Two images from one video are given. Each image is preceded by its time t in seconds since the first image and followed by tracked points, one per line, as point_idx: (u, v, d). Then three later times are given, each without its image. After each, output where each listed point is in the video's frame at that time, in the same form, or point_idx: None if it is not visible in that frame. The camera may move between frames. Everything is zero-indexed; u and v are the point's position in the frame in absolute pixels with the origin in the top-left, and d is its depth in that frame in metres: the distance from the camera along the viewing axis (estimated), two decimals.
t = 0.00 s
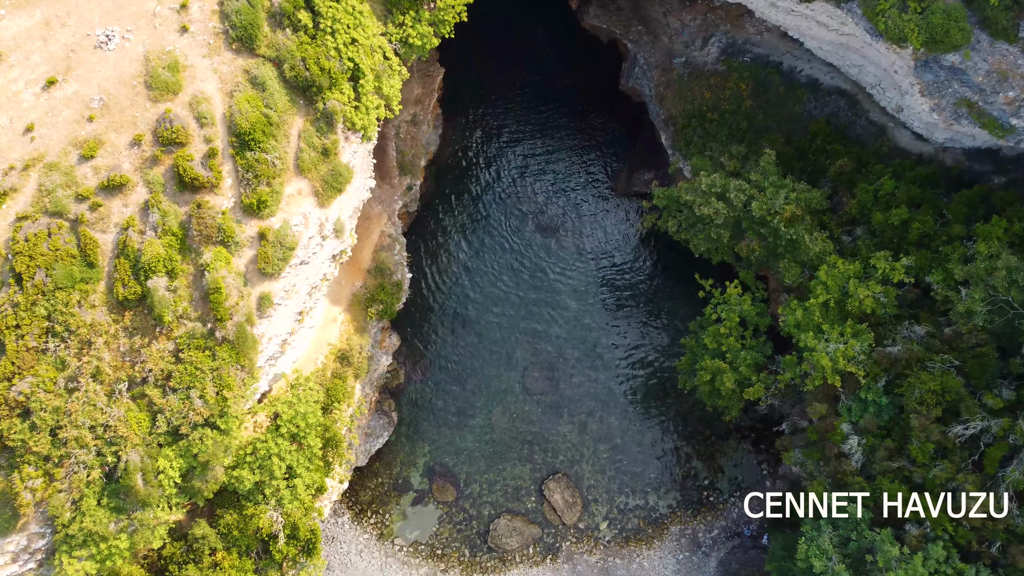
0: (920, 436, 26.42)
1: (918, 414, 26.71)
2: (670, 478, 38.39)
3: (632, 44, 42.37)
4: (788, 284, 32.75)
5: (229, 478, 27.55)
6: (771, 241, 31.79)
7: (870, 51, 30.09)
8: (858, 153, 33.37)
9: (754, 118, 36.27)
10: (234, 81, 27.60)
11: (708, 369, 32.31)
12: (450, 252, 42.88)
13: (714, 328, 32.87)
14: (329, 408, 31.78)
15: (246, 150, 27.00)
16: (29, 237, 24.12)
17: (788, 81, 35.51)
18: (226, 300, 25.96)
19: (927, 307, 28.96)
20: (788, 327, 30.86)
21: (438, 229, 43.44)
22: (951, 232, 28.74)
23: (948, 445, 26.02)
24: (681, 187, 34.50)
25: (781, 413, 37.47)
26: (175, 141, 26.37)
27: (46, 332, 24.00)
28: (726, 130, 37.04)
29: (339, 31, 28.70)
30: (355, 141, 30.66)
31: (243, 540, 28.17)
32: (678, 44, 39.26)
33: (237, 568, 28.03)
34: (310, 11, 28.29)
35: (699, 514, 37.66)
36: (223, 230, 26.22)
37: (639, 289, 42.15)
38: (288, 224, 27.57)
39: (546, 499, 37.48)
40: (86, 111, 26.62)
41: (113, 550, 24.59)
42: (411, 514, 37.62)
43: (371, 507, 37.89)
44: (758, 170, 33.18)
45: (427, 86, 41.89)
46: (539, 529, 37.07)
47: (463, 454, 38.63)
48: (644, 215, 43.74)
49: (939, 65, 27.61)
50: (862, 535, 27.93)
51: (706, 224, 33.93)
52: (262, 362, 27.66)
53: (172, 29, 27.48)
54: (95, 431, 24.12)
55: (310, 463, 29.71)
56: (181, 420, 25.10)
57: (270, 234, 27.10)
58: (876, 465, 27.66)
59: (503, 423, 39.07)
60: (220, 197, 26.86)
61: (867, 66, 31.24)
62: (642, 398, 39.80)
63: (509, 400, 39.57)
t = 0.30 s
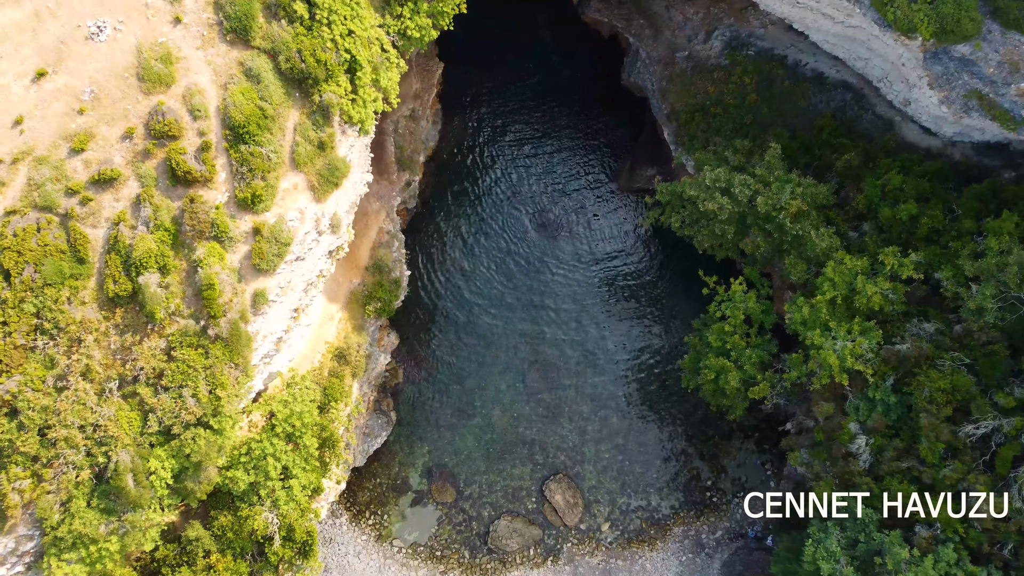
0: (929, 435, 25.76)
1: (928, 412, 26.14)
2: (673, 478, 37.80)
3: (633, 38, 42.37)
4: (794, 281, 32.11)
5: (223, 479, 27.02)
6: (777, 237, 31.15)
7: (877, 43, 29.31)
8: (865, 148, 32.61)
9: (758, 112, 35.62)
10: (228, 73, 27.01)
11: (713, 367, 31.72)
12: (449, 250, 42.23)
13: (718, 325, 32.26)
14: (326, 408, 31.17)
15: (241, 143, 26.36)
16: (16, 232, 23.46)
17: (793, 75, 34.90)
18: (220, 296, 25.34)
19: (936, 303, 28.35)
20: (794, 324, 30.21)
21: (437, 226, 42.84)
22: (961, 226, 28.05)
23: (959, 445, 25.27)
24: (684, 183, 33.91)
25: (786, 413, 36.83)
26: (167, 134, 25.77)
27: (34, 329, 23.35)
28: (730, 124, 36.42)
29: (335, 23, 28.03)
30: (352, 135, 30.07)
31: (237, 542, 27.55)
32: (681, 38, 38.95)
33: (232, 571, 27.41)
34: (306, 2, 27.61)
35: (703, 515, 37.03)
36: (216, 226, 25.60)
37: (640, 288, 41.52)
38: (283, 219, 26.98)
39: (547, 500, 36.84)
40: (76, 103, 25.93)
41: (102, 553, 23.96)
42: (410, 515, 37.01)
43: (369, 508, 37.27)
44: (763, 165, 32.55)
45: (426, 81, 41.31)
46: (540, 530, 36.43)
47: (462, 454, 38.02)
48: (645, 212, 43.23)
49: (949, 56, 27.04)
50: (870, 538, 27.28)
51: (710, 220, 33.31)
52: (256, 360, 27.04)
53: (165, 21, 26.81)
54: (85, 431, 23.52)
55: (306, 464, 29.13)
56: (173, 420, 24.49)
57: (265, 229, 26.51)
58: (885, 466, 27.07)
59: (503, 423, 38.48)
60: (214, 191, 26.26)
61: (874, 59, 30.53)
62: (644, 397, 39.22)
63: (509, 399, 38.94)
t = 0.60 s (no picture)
0: (940, 435, 25.13)
1: (938, 411, 25.50)
2: (675, 479, 37.17)
3: (635, 32, 41.83)
4: (799, 277, 31.43)
5: (216, 480, 26.34)
6: (782, 232, 30.53)
7: (884, 35, 28.68)
8: (872, 142, 31.98)
9: (763, 105, 34.99)
10: (222, 65, 26.38)
11: (717, 365, 31.17)
12: (447, 247, 41.59)
13: (723, 323, 31.61)
14: (322, 407, 30.56)
15: (234, 136, 25.75)
16: (3, 226, 22.76)
17: (798, 69, 34.22)
18: (213, 293, 24.72)
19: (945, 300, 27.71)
20: (800, 321, 29.60)
21: (436, 222, 42.21)
22: (972, 221, 27.36)
23: (969, 445, 24.68)
24: (688, 177, 33.26)
25: (792, 412, 36.19)
26: (159, 126, 25.13)
27: (22, 326, 22.58)
28: (734, 118, 35.80)
29: (332, 13, 27.26)
30: (348, 128, 29.43)
31: (231, 545, 26.90)
32: (684, 32, 38.01)
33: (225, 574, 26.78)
34: None
35: (706, 516, 36.41)
36: (209, 220, 24.95)
37: (642, 285, 40.89)
38: (278, 214, 26.36)
39: (547, 501, 36.21)
40: (66, 95, 25.23)
41: (91, 556, 23.31)
42: (409, 517, 36.36)
43: (366, 509, 36.61)
44: (768, 159, 31.88)
45: (424, 75, 40.66)
46: (540, 532, 35.78)
47: (462, 454, 37.39)
48: (647, 208, 42.60)
49: (960, 47, 26.35)
50: (878, 540, 26.59)
51: (714, 215, 32.68)
52: (251, 357, 26.38)
53: (157, 11, 26.15)
54: (73, 431, 22.86)
55: (302, 464, 28.51)
56: (164, 419, 23.84)
57: (259, 223, 25.86)
58: (894, 466, 26.44)
59: (503, 422, 37.85)
60: (206, 185, 25.64)
61: (880, 51, 29.88)
62: (646, 396, 38.60)
63: (509, 398, 38.32)
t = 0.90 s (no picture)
0: (951, 435, 24.49)
1: (948, 410, 24.83)
2: (678, 480, 36.53)
3: (637, 25, 41.17)
4: (805, 274, 30.79)
5: (209, 481, 25.72)
6: (788, 228, 29.91)
7: (891, 27, 28.05)
8: (878, 136, 31.29)
9: (768, 99, 34.32)
10: (215, 55, 25.72)
11: (722, 364, 30.56)
12: (446, 244, 41.00)
13: (727, 320, 30.98)
14: (318, 406, 29.96)
15: (227, 128, 25.10)
16: None
17: (803, 62, 33.52)
18: (205, 289, 24.07)
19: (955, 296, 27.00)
20: (806, 318, 28.98)
21: (435, 218, 41.57)
22: (982, 216, 26.61)
23: (981, 445, 24.07)
24: (691, 171, 32.63)
25: (797, 412, 35.51)
26: (150, 118, 24.50)
27: (7, 322, 22.02)
28: (738, 112, 35.15)
29: (327, 3, 26.58)
30: (344, 120, 28.78)
31: (224, 548, 26.27)
32: (686, 25, 37.29)
33: None
34: None
35: (709, 517, 35.78)
36: (201, 214, 24.33)
37: (644, 283, 40.26)
38: (272, 208, 25.71)
39: (548, 502, 35.57)
40: (55, 86, 24.54)
41: (79, 560, 22.66)
42: (407, 518, 35.73)
43: (364, 510, 35.99)
44: (773, 153, 31.24)
45: (423, 69, 40.02)
46: (541, 533, 35.14)
47: (461, 454, 36.76)
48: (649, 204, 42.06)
49: (970, 37, 25.52)
50: (888, 542, 25.90)
51: (718, 211, 32.05)
52: (244, 355, 25.70)
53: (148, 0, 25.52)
54: (61, 431, 22.23)
55: (297, 464, 27.90)
56: (154, 419, 23.20)
57: (252, 218, 25.23)
58: (903, 467, 25.79)
59: (503, 422, 37.23)
60: (199, 179, 25.01)
61: (887, 43, 29.24)
62: (648, 395, 37.98)
63: (509, 398, 37.69)
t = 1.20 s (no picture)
0: (962, 434, 23.82)
1: (960, 409, 24.16)
2: (681, 480, 35.89)
3: (639, 18, 40.49)
4: (812, 269, 30.13)
5: (201, 482, 25.08)
6: (793, 222, 29.31)
7: (899, 19, 27.51)
8: (887, 128, 30.50)
9: (772, 92, 33.65)
10: (207, 46, 25.08)
11: (726, 362, 29.94)
12: (446, 241, 40.36)
13: (731, 317, 30.35)
14: (314, 405, 29.31)
15: (220, 120, 24.50)
16: None
17: (809, 54, 32.84)
18: (196, 284, 23.44)
19: (965, 292, 26.34)
20: (813, 315, 28.36)
21: (434, 214, 40.90)
22: (994, 210, 25.87)
23: (993, 444, 23.41)
24: (695, 165, 32.01)
25: (804, 411, 34.82)
26: (140, 110, 23.89)
27: None
28: (742, 105, 34.51)
29: None
30: (340, 112, 28.06)
31: (217, 550, 25.66)
32: (689, 18, 36.83)
33: None
34: None
35: (713, 518, 35.17)
36: (193, 208, 23.74)
37: (646, 279, 39.63)
38: (265, 202, 25.05)
39: (548, 502, 34.95)
40: (42, 76, 23.86)
41: (67, 563, 21.98)
42: (405, 519, 35.11)
43: (362, 511, 35.37)
44: (779, 146, 30.61)
45: (421, 62, 39.40)
46: (541, 534, 34.51)
47: (460, 454, 36.12)
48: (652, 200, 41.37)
49: (981, 26, 24.56)
50: (897, 544, 25.27)
51: (722, 205, 31.42)
52: (236, 353, 24.99)
53: None
54: (47, 430, 21.56)
55: (292, 465, 27.24)
56: (144, 417, 22.57)
57: (246, 212, 24.59)
58: (913, 467, 25.15)
59: (504, 421, 36.60)
60: (191, 172, 24.41)
61: (894, 35, 28.70)
62: (651, 393, 37.34)
63: (509, 396, 37.05)
